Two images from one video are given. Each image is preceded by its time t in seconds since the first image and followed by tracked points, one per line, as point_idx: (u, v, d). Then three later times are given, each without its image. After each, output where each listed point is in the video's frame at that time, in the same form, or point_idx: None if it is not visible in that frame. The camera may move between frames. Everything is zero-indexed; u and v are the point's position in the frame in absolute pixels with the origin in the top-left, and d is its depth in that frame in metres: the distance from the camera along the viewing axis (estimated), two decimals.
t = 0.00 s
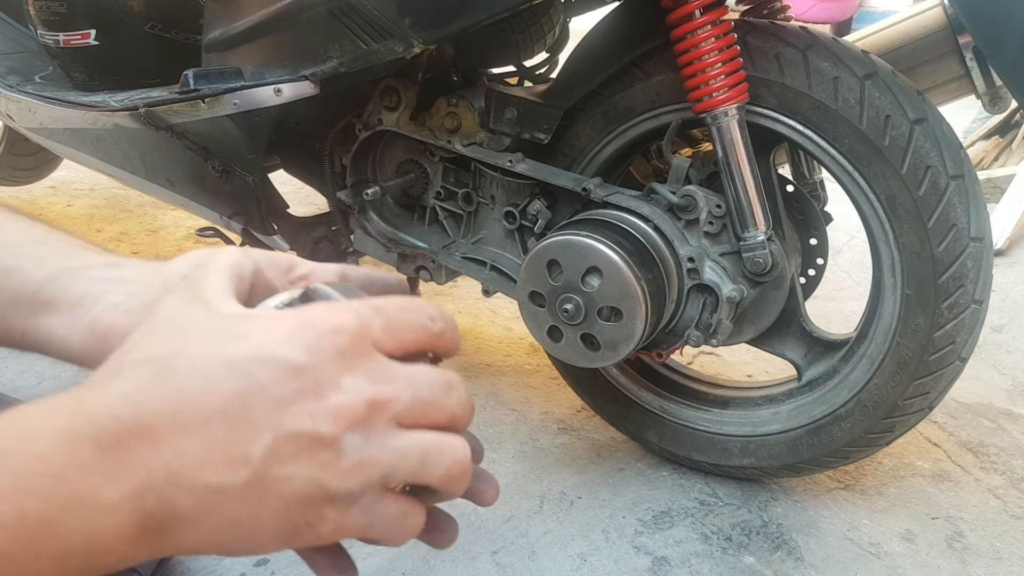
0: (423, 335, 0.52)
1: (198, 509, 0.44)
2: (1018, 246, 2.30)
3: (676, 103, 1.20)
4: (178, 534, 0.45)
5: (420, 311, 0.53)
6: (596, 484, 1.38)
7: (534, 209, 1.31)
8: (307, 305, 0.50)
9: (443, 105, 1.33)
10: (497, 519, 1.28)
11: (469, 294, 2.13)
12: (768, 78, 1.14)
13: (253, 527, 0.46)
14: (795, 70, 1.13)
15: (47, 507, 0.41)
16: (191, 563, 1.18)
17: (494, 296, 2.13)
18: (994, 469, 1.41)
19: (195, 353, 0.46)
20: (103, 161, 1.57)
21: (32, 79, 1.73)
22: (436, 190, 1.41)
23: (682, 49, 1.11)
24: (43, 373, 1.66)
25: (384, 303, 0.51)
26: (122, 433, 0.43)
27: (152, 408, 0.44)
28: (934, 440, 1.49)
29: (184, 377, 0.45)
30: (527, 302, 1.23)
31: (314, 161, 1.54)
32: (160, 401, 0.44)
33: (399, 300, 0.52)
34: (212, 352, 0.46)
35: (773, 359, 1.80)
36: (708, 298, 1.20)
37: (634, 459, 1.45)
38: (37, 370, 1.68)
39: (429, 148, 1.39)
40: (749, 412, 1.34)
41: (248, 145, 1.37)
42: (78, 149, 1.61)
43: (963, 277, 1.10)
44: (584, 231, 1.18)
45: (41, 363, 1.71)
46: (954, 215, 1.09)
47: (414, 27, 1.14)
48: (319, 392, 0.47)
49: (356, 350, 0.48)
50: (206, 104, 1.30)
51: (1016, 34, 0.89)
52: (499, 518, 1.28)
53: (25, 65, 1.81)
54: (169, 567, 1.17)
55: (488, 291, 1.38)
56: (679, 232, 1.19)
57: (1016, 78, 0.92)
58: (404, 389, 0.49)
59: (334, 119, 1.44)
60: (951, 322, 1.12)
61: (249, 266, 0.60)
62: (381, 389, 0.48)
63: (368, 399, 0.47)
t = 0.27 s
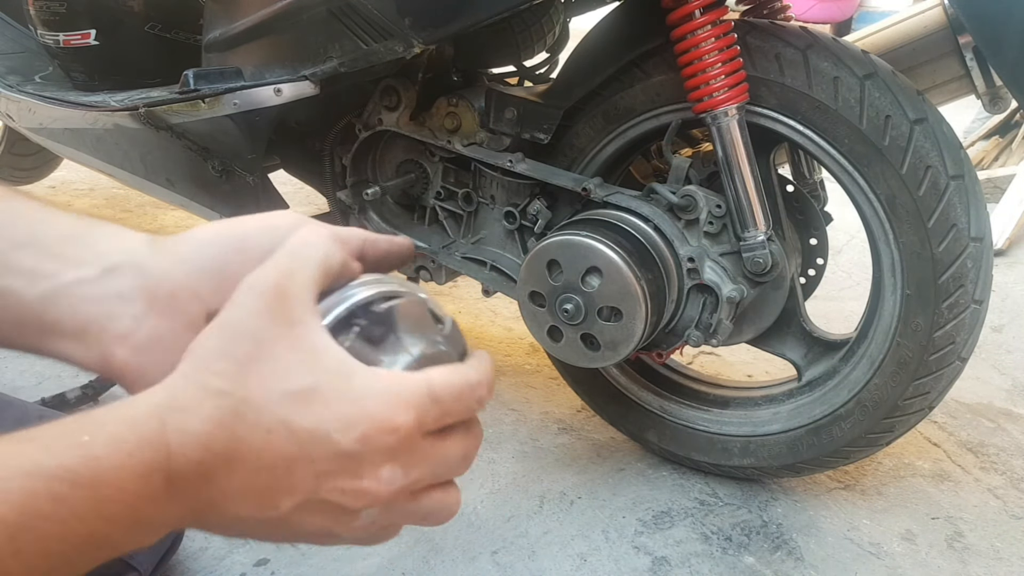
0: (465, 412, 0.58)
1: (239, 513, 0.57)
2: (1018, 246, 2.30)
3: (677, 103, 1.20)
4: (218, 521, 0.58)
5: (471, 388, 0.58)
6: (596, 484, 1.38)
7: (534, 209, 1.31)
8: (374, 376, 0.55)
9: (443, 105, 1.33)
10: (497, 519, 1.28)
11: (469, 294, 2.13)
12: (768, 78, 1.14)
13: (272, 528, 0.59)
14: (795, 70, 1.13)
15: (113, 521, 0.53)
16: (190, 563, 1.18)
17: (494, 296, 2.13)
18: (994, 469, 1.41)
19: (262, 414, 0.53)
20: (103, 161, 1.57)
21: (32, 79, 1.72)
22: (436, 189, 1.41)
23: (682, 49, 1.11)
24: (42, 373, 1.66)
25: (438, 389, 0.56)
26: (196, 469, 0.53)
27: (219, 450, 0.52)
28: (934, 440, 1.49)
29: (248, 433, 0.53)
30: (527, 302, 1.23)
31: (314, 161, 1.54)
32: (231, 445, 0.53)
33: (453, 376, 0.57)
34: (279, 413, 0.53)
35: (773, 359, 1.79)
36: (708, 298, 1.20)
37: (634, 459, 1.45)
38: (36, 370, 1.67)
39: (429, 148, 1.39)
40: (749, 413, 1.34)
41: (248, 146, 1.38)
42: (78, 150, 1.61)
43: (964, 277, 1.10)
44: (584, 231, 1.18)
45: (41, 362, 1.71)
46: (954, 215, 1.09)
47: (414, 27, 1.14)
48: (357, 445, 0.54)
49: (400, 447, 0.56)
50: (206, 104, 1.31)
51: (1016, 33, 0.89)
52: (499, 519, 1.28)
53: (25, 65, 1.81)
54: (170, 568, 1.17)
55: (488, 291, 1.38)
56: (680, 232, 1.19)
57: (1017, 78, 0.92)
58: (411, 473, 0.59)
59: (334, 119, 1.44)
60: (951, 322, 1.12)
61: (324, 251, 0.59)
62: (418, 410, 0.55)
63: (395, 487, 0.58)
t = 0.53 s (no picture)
0: (478, 417, 0.55)
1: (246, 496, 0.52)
2: (1018, 246, 2.30)
3: (677, 103, 1.20)
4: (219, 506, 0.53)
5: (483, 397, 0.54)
6: (596, 484, 1.38)
7: (534, 209, 1.31)
8: (387, 371, 0.51)
9: (443, 105, 1.33)
10: (497, 519, 1.28)
11: (469, 294, 2.13)
12: (768, 78, 1.14)
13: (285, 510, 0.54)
14: (795, 70, 1.13)
15: (111, 504, 0.49)
16: (191, 563, 1.18)
17: (494, 296, 2.13)
18: (994, 468, 1.41)
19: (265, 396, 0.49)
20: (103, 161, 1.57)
21: (32, 79, 1.72)
22: (436, 189, 1.41)
23: (682, 49, 1.11)
24: (42, 373, 1.66)
25: (451, 391, 0.52)
26: (191, 453, 0.49)
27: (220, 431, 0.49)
28: (934, 440, 1.49)
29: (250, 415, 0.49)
30: (527, 302, 1.23)
31: (315, 161, 1.54)
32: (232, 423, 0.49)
33: (465, 378, 0.53)
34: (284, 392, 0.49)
35: (773, 359, 1.79)
36: (708, 298, 1.20)
37: (634, 459, 1.45)
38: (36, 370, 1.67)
39: (429, 148, 1.39)
40: (749, 413, 1.34)
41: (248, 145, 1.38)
42: (78, 150, 1.61)
43: (964, 277, 1.10)
44: (584, 231, 1.18)
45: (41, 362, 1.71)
46: (954, 215, 1.09)
47: (414, 27, 1.14)
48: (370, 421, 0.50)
49: (410, 438, 0.52)
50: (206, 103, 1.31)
51: (1016, 34, 0.89)
52: (499, 519, 1.28)
53: (25, 65, 1.81)
54: (169, 568, 1.17)
55: (488, 291, 1.38)
56: (680, 232, 1.19)
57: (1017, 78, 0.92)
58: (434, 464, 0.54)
59: (334, 119, 1.44)
60: (951, 322, 1.12)
61: (357, 253, 0.56)
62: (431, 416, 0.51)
63: (400, 482, 0.53)
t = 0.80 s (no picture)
0: (496, 250, 0.49)
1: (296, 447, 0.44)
2: (1018, 246, 2.30)
3: (676, 103, 1.20)
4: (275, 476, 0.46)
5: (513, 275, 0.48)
6: (596, 484, 1.38)
7: (534, 209, 1.31)
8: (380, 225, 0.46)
9: (443, 105, 1.33)
10: (497, 519, 1.28)
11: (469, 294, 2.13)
12: (767, 78, 1.14)
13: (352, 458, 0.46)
14: (794, 70, 1.13)
15: (135, 457, 0.43)
16: (191, 563, 1.18)
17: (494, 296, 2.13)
18: (994, 469, 1.41)
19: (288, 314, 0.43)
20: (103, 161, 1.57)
21: (32, 79, 1.72)
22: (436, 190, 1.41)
23: (681, 49, 1.11)
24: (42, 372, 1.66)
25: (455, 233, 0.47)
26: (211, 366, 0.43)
27: (244, 367, 0.43)
28: (934, 440, 1.49)
29: (273, 337, 0.43)
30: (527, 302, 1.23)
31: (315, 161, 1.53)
32: (254, 347, 0.43)
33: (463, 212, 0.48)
34: (301, 287, 0.43)
35: (773, 359, 1.79)
36: (708, 298, 1.20)
37: (634, 459, 1.45)
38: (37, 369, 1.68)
39: (430, 148, 1.39)
40: (749, 413, 1.34)
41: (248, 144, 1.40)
42: (78, 150, 1.61)
43: (964, 277, 1.10)
44: (584, 231, 1.18)
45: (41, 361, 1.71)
46: (954, 215, 1.09)
47: (414, 27, 1.14)
48: (396, 306, 0.44)
49: (429, 260, 0.45)
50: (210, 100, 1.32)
51: (1016, 34, 0.89)
52: (499, 519, 1.28)
53: (25, 65, 1.81)
54: (170, 568, 1.17)
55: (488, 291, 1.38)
56: (680, 232, 1.19)
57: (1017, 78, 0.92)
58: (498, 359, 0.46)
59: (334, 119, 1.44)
60: (951, 322, 1.12)
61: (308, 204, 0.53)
62: (462, 294, 0.45)
63: (451, 305, 0.45)
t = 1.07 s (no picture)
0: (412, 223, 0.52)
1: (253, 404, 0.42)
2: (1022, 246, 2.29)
3: (678, 102, 1.19)
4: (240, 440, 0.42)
5: (435, 226, 0.51)
6: (596, 486, 1.36)
7: (534, 208, 1.30)
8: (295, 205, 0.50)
9: (443, 103, 1.32)
10: (497, 522, 1.26)
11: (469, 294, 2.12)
12: (770, 76, 1.13)
13: (317, 402, 0.43)
14: (797, 68, 1.11)
15: (61, 433, 0.40)
16: (188, 566, 1.17)
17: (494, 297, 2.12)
18: (999, 471, 1.39)
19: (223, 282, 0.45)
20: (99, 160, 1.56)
21: (28, 77, 1.71)
22: (435, 189, 1.39)
23: (683, 46, 1.10)
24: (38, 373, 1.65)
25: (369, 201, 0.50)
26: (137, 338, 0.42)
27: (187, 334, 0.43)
28: (938, 442, 1.47)
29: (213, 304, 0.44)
30: (527, 303, 1.22)
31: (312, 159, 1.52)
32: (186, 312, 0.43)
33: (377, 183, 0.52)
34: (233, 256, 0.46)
35: (775, 359, 1.78)
36: (710, 298, 1.18)
37: (635, 461, 1.44)
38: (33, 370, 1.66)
39: (429, 147, 1.37)
40: (751, 414, 1.33)
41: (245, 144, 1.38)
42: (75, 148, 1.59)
43: (968, 277, 1.09)
44: (584, 231, 1.16)
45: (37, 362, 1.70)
46: (958, 214, 1.07)
47: (413, 23, 1.12)
48: (324, 253, 0.46)
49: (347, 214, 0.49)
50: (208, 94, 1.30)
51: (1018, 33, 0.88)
52: (499, 521, 1.26)
53: (22, 63, 1.80)
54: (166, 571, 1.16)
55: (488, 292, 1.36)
56: (682, 232, 1.18)
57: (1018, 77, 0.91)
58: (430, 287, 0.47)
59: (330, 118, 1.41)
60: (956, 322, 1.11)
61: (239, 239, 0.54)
62: (382, 236, 0.48)
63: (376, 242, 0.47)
